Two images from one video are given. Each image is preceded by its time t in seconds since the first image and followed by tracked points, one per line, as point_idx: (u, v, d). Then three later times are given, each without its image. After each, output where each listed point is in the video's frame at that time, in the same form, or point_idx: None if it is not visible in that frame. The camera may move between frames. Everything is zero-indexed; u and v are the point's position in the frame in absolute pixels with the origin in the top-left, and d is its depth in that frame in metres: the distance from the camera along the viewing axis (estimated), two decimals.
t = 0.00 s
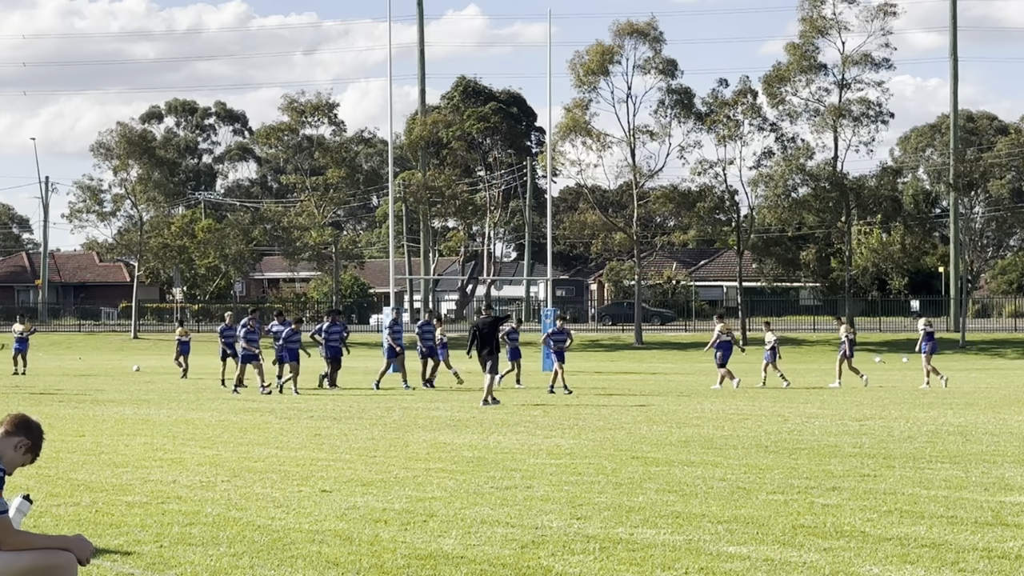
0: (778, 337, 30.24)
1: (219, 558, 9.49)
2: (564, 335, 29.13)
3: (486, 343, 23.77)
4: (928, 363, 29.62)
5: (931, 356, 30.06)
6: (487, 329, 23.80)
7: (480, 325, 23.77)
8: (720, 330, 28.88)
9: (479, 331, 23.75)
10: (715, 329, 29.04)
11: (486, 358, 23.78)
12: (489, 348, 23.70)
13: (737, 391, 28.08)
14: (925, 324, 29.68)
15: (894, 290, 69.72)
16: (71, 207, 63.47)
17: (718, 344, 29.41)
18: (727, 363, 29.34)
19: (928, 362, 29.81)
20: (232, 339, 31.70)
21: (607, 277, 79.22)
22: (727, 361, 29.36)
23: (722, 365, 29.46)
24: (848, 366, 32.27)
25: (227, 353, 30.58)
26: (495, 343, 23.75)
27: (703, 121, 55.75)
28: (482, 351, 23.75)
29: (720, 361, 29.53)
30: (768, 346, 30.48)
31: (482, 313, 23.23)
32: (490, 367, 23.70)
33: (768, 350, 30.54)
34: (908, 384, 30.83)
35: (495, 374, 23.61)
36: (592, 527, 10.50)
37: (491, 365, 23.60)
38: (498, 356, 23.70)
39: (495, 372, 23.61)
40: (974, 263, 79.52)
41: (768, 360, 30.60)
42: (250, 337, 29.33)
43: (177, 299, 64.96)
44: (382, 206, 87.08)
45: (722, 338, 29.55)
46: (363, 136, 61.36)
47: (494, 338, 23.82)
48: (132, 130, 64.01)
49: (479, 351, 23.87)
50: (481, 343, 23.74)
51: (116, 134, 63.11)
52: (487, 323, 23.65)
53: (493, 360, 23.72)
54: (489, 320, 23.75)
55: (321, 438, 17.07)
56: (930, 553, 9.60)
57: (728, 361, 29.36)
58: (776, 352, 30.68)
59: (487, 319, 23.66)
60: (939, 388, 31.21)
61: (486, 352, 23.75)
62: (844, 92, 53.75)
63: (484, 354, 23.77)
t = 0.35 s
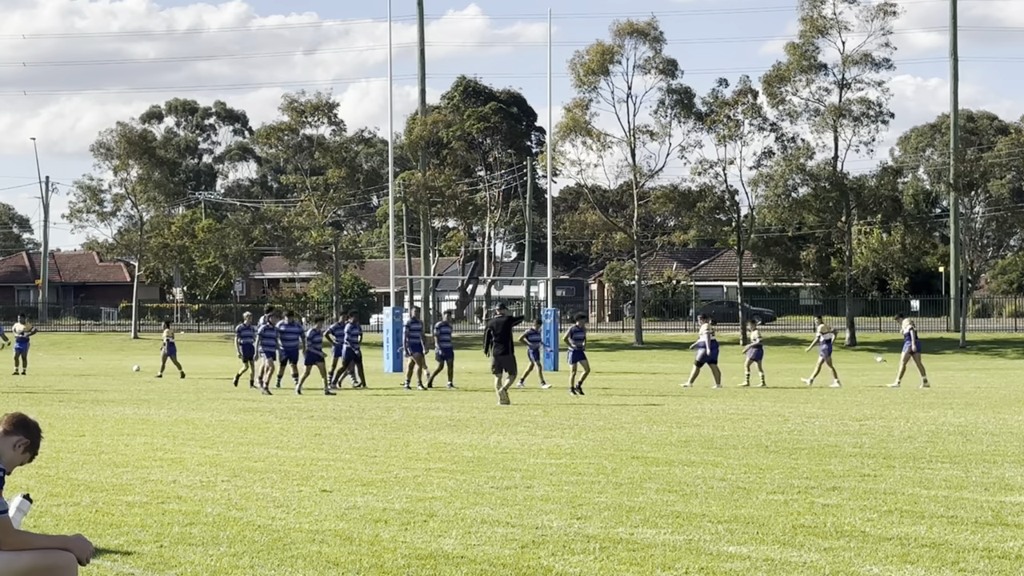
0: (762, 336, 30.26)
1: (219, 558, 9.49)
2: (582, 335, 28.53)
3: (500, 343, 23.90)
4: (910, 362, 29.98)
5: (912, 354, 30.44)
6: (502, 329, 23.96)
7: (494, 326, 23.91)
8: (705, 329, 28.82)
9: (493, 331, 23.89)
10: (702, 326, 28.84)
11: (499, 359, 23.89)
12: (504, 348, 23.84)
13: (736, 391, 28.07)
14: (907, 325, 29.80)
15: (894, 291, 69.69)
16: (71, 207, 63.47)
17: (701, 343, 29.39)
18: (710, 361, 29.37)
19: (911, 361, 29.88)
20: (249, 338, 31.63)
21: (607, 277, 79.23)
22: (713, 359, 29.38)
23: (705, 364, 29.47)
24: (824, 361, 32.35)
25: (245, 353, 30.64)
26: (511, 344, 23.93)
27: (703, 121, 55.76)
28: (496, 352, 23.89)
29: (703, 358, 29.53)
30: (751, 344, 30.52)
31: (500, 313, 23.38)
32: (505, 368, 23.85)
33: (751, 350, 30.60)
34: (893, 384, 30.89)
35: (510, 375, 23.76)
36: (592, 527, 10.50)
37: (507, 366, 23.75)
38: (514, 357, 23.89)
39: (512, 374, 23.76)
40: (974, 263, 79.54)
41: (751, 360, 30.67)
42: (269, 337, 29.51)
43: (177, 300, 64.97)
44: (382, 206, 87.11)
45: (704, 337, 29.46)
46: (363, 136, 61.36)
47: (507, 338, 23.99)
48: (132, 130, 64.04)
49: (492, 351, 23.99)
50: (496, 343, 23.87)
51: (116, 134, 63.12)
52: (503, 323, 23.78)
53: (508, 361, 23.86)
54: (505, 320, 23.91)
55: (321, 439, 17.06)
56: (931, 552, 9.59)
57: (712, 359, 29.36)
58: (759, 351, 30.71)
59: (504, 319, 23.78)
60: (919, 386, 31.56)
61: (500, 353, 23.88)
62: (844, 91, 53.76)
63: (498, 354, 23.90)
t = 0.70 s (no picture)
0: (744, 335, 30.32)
1: (219, 558, 9.48)
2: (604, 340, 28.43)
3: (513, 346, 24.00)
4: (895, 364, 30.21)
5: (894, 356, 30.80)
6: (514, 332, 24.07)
7: (508, 329, 24.03)
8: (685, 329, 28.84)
9: (505, 334, 24.01)
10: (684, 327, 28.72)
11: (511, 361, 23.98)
12: (517, 351, 23.94)
13: (736, 391, 28.07)
14: (890, 326, 29.89)
15: (894, 291, 69.68)
16: (71, 207, 63.52)
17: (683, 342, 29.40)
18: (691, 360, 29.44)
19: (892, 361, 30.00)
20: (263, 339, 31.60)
21: (607, 277, 79.20)
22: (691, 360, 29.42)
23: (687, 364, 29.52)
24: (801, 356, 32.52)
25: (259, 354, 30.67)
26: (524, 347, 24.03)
27: (703, 121, 55.76)
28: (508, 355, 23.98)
29: (686, 359, 29.59)
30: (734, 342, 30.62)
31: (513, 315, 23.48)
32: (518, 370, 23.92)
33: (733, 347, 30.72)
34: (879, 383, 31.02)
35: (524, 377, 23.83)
36: (592, 527, 10.50)
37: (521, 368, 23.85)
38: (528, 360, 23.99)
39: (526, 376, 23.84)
40: (975, 264, 79.58)
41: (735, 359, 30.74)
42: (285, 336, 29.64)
43: (177, 300, 64.96)
44: (382, 206, 87.11)
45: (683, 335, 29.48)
46: (364, 136, 61.33)
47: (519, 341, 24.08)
48: (132, 130, 64.03)
49: (505, 353, 24.07)
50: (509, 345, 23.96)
51: (116, 134, 63.10)
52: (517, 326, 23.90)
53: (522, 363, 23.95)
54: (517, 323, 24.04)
55: (321, 439, 17.07)
56: (931, 553, 9.59)
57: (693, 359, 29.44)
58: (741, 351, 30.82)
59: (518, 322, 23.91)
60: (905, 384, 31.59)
61: (513, 355, 23.97)
62: (844, 91, 53.73)
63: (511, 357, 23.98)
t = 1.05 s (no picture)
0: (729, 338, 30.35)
1: (220, 558, 9.48)
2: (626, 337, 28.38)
3: (518, 343, 24.04)
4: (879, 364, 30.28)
5: (876, 357, 30.96)
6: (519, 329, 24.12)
7: (512, 325, 24.09)
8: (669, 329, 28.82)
9: (510, 331, 24.06)
10: (665, 329, 28.74)
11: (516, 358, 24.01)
12: (521, 348, 24.00)
13: (736, 391, 28.07)
14: (873, 327, 29.99)
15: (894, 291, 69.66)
16: (71, 207, 63.55)
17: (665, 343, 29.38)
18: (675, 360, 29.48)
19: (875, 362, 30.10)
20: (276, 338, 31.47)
21: (607, 277, 79.13)
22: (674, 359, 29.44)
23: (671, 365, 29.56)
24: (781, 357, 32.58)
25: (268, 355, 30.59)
26: (529, 345, 24.08)
27: (703, 121, 55.77)
28: (512, 351, 24.02)
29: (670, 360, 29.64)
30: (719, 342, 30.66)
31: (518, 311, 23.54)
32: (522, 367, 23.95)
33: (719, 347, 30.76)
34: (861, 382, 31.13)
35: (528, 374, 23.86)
36: (592, 528, 10.50)
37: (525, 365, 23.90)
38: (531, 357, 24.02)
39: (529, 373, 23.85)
40: (974, 263, 79.60)
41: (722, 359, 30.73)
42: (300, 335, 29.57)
43: (177, 300, 64.93)
44: (382, 206, 87.10)
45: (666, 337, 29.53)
46: (363, 136, 61.35)
47: (524, 339, 24.12)
48: (132, 129, 64.03)
49: (508, 350, 24.09)
50: (513, 342, 24.01)
51: (116, 134, 63.09)
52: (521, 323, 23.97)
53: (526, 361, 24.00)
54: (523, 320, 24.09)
55: (321, 439, 17.06)
56: (931, 553, 9.59)
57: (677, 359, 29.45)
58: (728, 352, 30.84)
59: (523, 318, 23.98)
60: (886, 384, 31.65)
61: (516, 352, 23.99)
62: (844, 91, 53.77)
63: (515, 354, 24.03)
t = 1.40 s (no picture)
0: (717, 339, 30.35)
1: (219, 558, 9.48)
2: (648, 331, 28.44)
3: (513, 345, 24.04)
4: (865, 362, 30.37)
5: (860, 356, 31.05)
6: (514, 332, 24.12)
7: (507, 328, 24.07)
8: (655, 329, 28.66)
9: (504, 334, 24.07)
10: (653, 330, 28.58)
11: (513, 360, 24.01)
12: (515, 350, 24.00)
13: (735, 391, 28.04)
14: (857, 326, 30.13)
15: (894, 290, 69.65)
16: (71, 207, 63.57)
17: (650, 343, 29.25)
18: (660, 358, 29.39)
19: (860, 361, 30.20)
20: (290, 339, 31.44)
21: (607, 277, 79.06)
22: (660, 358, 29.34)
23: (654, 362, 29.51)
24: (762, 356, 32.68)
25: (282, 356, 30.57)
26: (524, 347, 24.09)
27: (703, 121, 55.77)
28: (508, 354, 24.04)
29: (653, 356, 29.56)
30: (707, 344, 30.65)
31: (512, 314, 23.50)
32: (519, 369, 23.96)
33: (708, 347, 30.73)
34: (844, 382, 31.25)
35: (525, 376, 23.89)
36: (592, 528, 10.49)
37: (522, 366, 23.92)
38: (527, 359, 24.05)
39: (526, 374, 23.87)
40: (974, 264, 79.64)
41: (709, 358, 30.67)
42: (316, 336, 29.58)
43: (177, 300, 64.88)
44: (382, 205, 87.07)
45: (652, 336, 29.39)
46: (363, 136, 61.36)
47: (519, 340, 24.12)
48: (132, 129, 63.99)
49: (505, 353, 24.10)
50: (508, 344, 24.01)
51: (116, 134, 63.05)
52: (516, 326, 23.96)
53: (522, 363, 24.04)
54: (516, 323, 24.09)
55: (321, 439, 17.04)
56: (931, 553, 9.59)
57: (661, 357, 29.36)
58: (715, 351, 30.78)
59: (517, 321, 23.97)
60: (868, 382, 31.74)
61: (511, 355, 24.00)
62: (844, 91, 53.79)
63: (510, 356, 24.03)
